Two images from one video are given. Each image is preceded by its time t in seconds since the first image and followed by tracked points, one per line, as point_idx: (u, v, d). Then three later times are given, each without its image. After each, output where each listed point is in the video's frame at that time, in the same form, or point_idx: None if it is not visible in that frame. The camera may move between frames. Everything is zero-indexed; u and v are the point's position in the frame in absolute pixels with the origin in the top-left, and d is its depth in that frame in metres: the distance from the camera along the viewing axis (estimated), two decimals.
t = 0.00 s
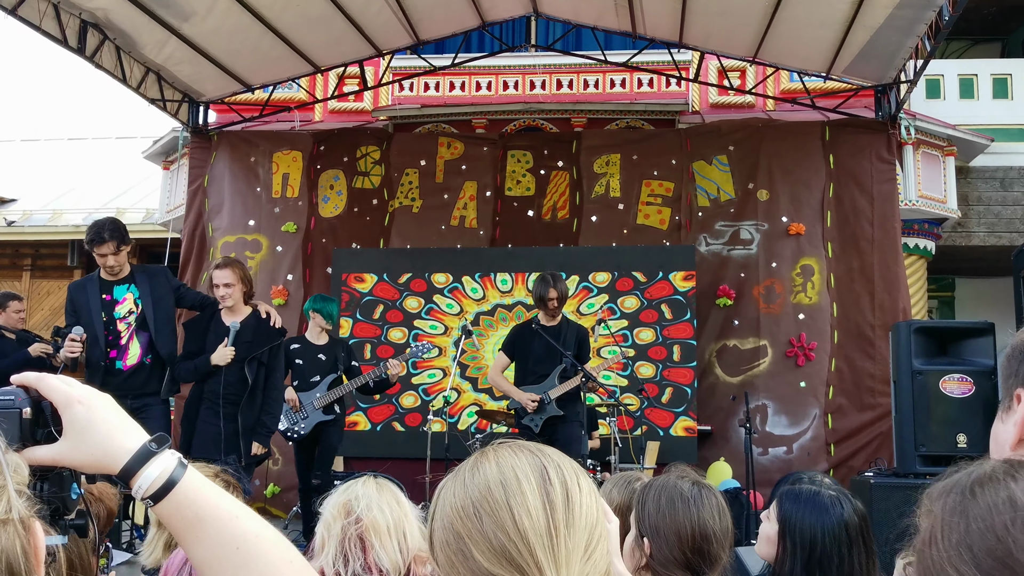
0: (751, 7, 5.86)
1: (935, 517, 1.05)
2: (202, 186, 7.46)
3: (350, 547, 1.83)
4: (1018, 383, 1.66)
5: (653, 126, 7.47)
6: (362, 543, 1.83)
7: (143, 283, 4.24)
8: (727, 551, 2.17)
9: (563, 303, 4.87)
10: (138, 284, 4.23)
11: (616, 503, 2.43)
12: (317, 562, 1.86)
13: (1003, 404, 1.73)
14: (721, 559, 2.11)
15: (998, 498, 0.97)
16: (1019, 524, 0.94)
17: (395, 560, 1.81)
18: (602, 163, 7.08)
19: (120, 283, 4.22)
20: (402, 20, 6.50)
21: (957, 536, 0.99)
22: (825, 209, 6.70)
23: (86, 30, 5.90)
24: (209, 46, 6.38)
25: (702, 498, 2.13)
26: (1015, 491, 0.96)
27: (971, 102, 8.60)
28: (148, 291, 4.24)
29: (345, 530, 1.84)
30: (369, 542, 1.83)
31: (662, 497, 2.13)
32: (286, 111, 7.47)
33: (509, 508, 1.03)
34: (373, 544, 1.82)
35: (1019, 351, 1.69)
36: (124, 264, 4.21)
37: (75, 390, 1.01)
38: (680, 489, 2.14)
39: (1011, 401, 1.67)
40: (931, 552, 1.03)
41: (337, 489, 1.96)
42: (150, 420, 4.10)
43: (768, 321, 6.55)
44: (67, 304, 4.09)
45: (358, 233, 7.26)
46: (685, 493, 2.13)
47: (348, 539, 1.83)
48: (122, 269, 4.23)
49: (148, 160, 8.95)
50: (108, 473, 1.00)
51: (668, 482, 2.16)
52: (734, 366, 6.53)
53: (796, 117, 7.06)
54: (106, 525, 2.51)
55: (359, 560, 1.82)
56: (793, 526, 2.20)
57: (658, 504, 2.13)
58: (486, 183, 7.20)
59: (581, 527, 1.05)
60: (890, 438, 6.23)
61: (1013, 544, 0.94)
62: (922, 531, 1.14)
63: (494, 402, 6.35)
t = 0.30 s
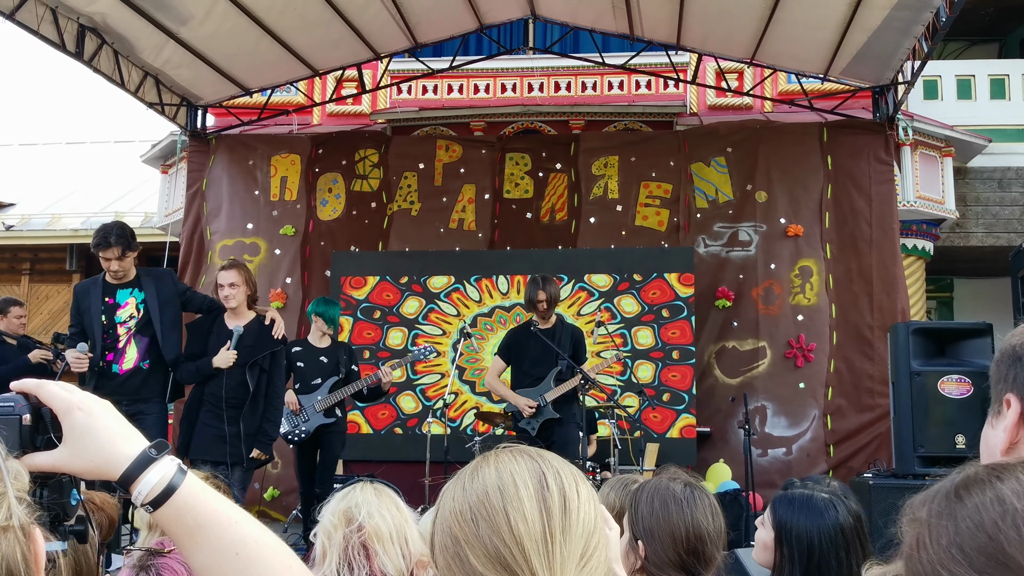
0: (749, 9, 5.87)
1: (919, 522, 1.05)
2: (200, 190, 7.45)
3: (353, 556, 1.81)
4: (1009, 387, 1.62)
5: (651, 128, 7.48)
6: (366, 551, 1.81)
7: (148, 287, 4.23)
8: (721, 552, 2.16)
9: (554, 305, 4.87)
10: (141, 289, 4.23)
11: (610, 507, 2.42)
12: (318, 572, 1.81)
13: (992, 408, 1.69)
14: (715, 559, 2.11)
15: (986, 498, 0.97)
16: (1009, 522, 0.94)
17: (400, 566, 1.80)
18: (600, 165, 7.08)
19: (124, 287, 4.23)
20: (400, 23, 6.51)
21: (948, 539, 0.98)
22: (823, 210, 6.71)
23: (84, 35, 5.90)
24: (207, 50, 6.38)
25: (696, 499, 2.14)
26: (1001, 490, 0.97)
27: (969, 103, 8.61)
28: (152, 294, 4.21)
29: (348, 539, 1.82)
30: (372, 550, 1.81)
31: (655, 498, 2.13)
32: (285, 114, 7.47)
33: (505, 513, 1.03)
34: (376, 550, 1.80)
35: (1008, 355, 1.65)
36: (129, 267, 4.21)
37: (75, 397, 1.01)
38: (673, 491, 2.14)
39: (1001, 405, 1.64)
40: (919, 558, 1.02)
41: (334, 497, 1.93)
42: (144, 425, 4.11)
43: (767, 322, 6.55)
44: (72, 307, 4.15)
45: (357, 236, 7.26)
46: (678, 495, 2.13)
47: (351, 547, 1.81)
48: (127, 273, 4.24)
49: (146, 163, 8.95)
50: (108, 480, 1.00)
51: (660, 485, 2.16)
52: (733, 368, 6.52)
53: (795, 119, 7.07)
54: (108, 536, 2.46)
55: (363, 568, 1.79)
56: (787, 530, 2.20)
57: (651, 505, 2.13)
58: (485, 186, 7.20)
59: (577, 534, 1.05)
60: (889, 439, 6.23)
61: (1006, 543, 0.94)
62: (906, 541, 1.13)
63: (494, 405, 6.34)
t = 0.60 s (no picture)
0: (746, 12, 5.88)
1: (918, 526, 1.05)
2: (199, 195, 7.47)
3: (359, 564, 1.79)
4: (1000, 394, 1.62)
5: (649, 132, 7.48)
6: (373, 558, 1.79)
7: (168, 290, 4.19)
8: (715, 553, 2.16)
9: (547, 306, 4.86)
10: (160, 292, 4.18)
11: (605, 509, 2.41)
12: None
13: (982, 413, 1.69)
14: (710, 559, 2.11)
15: (992, 512, 0.97)
16: (1014, 540, 0.95)
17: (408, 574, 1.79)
18: (598, 168, 7.09)
19: (142, 289, 4.18)
20: (398, 27, 6.52)
21: (954, 554, 0.98)
22: (821, 213, 6.72)
23: (82, 41, 5.91)
24: (205, 55, 6.39)
25: (690, 500, 2.13)
26: (1008, 504, 0.97)
27: (966, 104, 8.62)
28: (170, 297, 4.18)
29: (354, 547, 1.80)
30: (379, 558, 1.79)
31: (650, 500, 2.13)
32: (283, 119, 7.48)
33: (494, 523, 1.04)
34: (384, 558, 1.78)
35: (1000, 362, 1.64)
36: (149, 268, 4.17)
37: (70, 406, 1.02)
38: (667, 493, 2.14)
39: (993, 411, 1.64)
40: (923, 566, 1.02)
41: (337, 504, 1.90)
42: (149, 437, 4.03)
43: (767, 325, 6.55)
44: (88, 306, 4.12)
45: (357, 241, 7.26)
46: (673, 496, 2.13)
47: (357, 555, 1.79)
48: (147, 274, 4.21)
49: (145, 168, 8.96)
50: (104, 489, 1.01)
51: (655, 486, 2.16)
52: (733, 370, 6.52)
53: (792, 121, 7.08)
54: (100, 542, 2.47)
55: None
56: (787, 531, 2.19)
57: (646, 508, 2.13)
58: (483, 191, 7.21)
59: (565, 549, 1.05)
60: (888, 442, 6.23)
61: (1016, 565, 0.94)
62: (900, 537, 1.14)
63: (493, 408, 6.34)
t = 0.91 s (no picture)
0: (745, 16, 5.90)
1: (902, 531, 1.04)
2: (199, 201, 7.48)
3: None
4: (1007, 398, 1.62)
5: (649, 136, 7.50)
6: None
7: (188, 300, 4.16)
8: (714, 553, 2.17)
9: (550, 311, 4.86)
10: (180, 301, 4.15)
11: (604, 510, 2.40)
12: None
13: (986, 413, 1.69)
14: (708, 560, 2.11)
15: (973, 509, 0.98)
16: (997, 535, 0.95)
17: None
18: (597, 172, 7.10)
19: (162, 296, 4.15)
20: (398, 32, 6.53)
21: (940, 553, 0.98)
22: (821, 216, 6.72)
23: (82, 47, 5.92)
24: (205, 61, 6.41)
25: (687, 501, 2.13)
26: (988, 502, 0.98)
27: (965, 108, 8.63)
28: (189, 305, 4.14)
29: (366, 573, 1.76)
30: None
31: (648, 503, 2.13)
32: (283, 125, 7.50)
33: (473, 535, 1.09)
34: None
35: (1006, 366, 1.64)
36: (171, 275, 4.15)
37: (70, 415, 1.04)
38: (665, 495, 2.14)
39: (999, 415, 1.64)
40: (908, 570, 1.01)
41: (347, 519, 1.85)
42: (161, 441, 3.94)
43: (767, 328, 6.55)
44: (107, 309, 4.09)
45: (357, 245, 7.26)
46: (670, 498, 2.12)
47: None
48: (168, 282, 4.18)
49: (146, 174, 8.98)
50: (104, 495, 1.03)
51: (652, 488, 2.16)
52: (733, 374, 6.52)
53: (791, 125, 7.10)
54: (97, 549, 2.45)
55: None
56: (791, 529, 2.16)
57: (644, 510, 2.13)
58: (483, 195, 7.22)
59: (544, 569, 1.06)
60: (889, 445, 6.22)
61: (1002, 562, 0.94)
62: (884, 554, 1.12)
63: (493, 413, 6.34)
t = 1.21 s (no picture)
0: (746, 19, 5.90)
1: (919, 535, 1.05)
2: (202, 205, 7.48)
3: None
4: (1017, 400, 1.62)
5: (650, 139, 7.53)
6: None
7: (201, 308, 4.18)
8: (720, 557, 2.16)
9: (555, 314, 4.85)
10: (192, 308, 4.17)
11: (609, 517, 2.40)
12: None
13: (998, 412, 1.68)
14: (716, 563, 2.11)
15: (996, 525, 0.98)
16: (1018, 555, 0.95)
17: None
18: (599, 176, 7.10)
19: (177, 301, 4.19)
20: (400, 36, 6.55)
21: (957, 567, 0.99)
22: (824, 219, 6.72)
23: (85, 52, 5.94)
24: (208, 65, 6.42)
25: (694, 505, 2.13)
26: (1010, 518, 0.98)
27: (967, 110, 8.63)
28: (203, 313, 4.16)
29: None
30: None
31: (655, 506, 2.13)
32: (285, 129, 7.51)
33: (479, 538, 1.10)
34: None
35: (1016, 368, 1.65)
36: (188, 281, 4.19)
37: (73, 418, 1.05)
38: (671, 499, 2.14)
39: (1009, 417, 1.64)
40: None
41: (356, 544, 1.62)
42: (165, 445, 3.94)
43: (769, 331, 6.55)
44: (121, 310, 4.16)
45: (359, 249, 7.28)
46: (676, 502, 2.13)
47: None
48: (186, 288, 4.22)
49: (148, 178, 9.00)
50: (107, 499, 1.03)
51: (658, 492, 2.16)
52: (736, 377, 6.52)
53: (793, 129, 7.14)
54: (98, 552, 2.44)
55: None
56: (803, 527, 2.15)
57: (651, 513, 2.13)
58: (485, 199, 7.23)
59: (550, 571, 1.07)
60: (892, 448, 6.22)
61: None
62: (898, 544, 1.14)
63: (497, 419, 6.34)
